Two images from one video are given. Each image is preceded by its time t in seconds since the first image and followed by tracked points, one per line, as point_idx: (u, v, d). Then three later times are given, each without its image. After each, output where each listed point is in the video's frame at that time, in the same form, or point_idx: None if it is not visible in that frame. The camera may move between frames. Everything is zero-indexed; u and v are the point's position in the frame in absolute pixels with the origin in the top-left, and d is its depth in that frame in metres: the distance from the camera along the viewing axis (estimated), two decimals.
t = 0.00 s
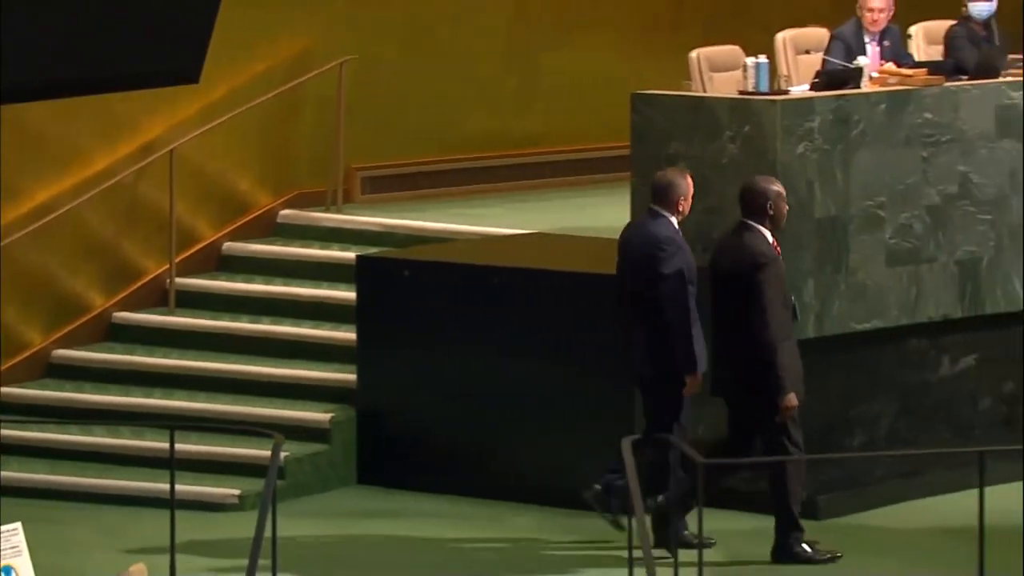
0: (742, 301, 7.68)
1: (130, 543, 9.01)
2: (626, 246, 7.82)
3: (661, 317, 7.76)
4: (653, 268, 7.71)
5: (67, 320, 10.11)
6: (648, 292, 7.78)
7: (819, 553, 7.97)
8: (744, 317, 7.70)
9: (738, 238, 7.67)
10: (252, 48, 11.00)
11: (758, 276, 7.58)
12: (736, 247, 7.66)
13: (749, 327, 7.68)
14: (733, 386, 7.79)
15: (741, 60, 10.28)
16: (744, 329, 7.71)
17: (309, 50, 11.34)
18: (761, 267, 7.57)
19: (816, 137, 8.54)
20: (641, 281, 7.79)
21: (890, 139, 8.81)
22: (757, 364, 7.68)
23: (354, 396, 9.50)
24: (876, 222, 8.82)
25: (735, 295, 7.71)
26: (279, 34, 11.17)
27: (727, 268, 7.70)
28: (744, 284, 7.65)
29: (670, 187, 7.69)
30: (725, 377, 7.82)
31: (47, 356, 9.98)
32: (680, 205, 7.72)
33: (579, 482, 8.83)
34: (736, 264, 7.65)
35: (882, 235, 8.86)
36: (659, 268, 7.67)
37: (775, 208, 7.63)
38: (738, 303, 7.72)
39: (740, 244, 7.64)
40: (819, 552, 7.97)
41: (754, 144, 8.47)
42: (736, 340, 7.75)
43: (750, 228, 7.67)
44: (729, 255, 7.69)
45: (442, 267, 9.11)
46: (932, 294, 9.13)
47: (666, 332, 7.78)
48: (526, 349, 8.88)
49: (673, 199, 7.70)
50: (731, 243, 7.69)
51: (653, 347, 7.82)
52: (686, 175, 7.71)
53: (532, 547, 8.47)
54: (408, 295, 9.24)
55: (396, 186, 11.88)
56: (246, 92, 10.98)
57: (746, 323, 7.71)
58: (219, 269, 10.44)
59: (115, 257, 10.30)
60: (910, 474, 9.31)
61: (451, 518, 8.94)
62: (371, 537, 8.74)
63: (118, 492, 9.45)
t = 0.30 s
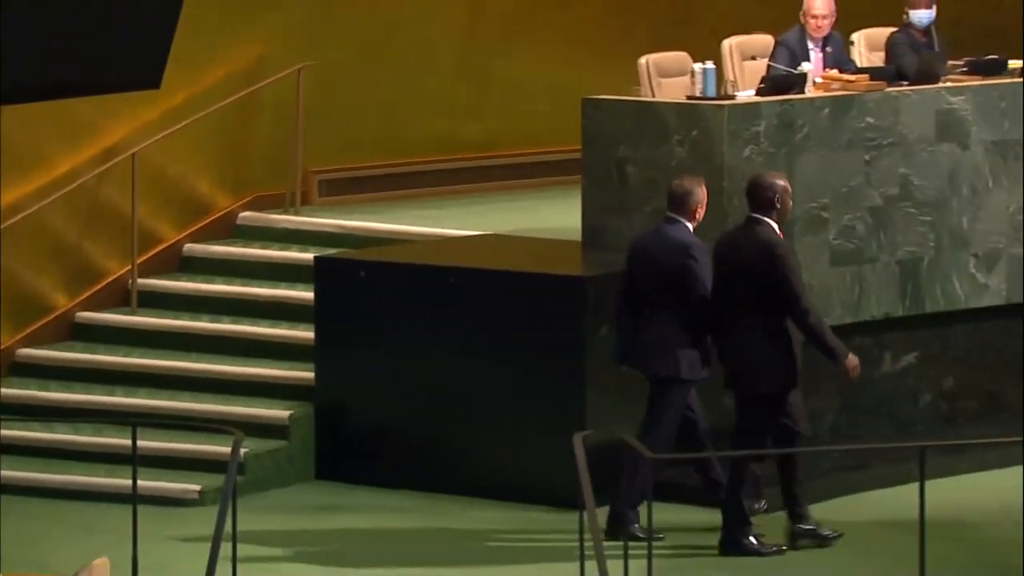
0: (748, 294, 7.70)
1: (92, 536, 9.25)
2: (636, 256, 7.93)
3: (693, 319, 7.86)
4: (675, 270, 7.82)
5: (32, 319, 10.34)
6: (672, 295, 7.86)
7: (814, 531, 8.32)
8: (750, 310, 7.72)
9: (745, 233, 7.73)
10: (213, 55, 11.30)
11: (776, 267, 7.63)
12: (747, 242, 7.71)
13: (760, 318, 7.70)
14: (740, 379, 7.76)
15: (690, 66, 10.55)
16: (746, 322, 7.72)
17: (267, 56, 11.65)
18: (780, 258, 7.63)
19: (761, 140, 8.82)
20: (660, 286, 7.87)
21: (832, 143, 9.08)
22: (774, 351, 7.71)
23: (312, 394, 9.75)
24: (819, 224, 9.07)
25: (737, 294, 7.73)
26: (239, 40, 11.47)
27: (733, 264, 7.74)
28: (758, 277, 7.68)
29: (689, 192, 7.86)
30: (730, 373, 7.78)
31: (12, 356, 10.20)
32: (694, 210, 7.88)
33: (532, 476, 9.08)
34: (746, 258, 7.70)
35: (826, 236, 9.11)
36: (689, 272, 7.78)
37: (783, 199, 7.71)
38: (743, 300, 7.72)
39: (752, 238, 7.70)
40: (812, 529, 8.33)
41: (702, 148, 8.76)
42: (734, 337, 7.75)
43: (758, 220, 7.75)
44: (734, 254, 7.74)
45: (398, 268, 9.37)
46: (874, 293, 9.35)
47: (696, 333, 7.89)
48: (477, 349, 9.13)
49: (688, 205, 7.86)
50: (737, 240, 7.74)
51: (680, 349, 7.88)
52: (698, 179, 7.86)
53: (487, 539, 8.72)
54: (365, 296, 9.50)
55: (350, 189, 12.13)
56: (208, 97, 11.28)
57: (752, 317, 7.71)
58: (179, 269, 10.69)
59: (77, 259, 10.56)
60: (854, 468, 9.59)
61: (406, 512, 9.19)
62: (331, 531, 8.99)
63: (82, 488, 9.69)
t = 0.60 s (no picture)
0: (762, 287, 8.05)
1: (57, 530, 9.49)
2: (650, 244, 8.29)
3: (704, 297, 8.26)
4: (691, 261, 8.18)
5: None
6: (685, 281, 8.24)
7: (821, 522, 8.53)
8: (761, 306, 8.06)
9: (757, 236, 8.09)
10: (174, 60, 11.57)
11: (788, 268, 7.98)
12: (760, 243, 8.07)
13: (770, 312, 8.04)
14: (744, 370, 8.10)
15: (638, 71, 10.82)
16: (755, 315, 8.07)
17: (227, 61, 11.93)
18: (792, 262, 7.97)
19: (708, 144, 9.12)
20: (675, 275, 8.24)
21: (777, 146, 9.38)
22: (778, 345, 8.03)
23: (270, 391, 9.99)
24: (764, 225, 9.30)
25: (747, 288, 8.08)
26: (199, 45, 11.75)
27: (745, 262, 8.10)
28: (771, 274, 8.03)
29: (702, 185, 8.19)
30: (740, 365, 8.11)
31: None
32: (706, 200, 8.22)
33: (485, 471, 9.32)
34: (757, 258, 8.06)
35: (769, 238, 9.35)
36: (706, 260, 8.13)
37: (784, 203, 8.05)
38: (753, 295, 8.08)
39: (765, 241, 8.05)
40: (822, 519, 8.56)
41: (651, 151, 9.07)
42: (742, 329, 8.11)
43: (763, 223, 8.10)
44: (746, 256, 8.10)
45: (354, 268, 9.59)
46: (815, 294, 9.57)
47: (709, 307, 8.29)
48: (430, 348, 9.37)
49: (702, 195, 8.20)
50: (751, 241, 8.10)
51: (696, 332, 8.28)
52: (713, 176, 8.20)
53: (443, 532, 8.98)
54: (323, 296, 9.70)
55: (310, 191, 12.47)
56: (169, 100, 11.55)
57: (763, 312, 8.05)
58: (140, 271, 10.92)
59: (40, 260, 10.80)
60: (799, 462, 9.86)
61: (363, 506, 9.43)
62: (291, 524, 9.23)
63: (46, 484, 9.92)
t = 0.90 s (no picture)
0: (771, 279, 8.37)
1: (29, 525, 9.71)
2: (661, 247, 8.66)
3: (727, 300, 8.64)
4: (704, 260, 8.58)
5: None
6: (694, 281, 8.63)
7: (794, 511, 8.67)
8: (772, 295, 8.39)
9: (757, 228, 8.41)
10: (142, 66, 11.82)
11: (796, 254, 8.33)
12: (760, 235, 8.40)
13: (782, 299, 8.38)
14: (758, 359, 8.42)
15: (596, 76, 11.07)
16: (762, 306, 8.40)
17: (193, 67, 12.19)
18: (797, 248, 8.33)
19: (664, 147, 9.38)
20: (682, 275, 8.64)
21: (731, 148, 9.64)
22: (791, 326, 8.38)
23: (235, 389, 10.21)
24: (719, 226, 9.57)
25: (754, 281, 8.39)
26: (166, 52, 12.01)
27: (746, 261, 8.41)
28: (780, 266, 8.36)
29: (725, 195, 8.63)
30: (760, 361, 8.41)
31: None
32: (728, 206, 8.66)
33: (444, 467, 9.55)
34: (758, 253, 8.38)
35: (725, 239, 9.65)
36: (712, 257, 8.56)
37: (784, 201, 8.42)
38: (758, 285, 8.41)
39: (765, 232, 8.39)
40: (790, 511, 8.69)
41: (608, 154, 9.34)
42: (749, 319, 8.43)
43: (760, 218, 8.45)
44: (748, 249, 8.40)
45: (318, 268, 9.81)
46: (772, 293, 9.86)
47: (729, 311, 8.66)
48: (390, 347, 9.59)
49: (724, 203, 8.65)
50: (751, 234, 8.41)
51: (706, 327, 8.60)
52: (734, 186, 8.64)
53: (408, 525, 9.21)
54: (288, 296, 9.92)
55: (273, 193, 12.74)
56: (137, 105, 11.81)
57: (776, 301, 8.39)
58: (110, 271, 11.14)
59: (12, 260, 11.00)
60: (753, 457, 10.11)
61: (327, 501, 9.65)
62: (260, 519, 9.45)
63: (18, 480, 10.15)
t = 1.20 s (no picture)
0: (774, 278, 8.38)
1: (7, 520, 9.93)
2: (688, 245, 8.97)
3: (728, 300, 8.63)
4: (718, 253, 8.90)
5: None
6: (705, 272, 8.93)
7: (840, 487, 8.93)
8: (780, 293, 8.39)
9: (773, 228, 8.43)
10: (120, 69, 12.08)
11: (817, 257, 8.39)
12: (779, 234, 8.41)
13: (783, 298, 8.39)
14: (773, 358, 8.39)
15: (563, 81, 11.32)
16: (775, 306, 8.39)
17: (170, 72, 12.46)
18: (819, 252, 8.38)
19: (629, 150, 9.64)
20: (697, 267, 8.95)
21: (695, 152, 9.91)
22: (790, 327, 8.38)
23: (211, 388, 10.44)
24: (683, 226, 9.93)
25: (771, 279, 8.38)
26: (143, 57, 12.27)
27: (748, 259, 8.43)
28: (785, 265, 8.37)
29: (737, 184, 8.93)
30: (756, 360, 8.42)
31: None
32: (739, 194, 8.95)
33: (413, 464, 9.77)
34: (763, 253, 8.40)
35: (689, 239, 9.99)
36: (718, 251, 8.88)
37: (793, 203, 8.52)
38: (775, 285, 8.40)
39: (786, 231, 8.41)
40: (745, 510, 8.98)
41: (574, 157, 9.58)
42: (768, 317, 8.38)
43: (769, 219, 8.51)
44: (765, 248, 8.41)
45: (292, 268, 10.03)
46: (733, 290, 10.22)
47: (731, 311, 8.72)
48: (361, 347, 9.83)
49: (736, 191, 8.94)
50: (768, 233, 8.42)
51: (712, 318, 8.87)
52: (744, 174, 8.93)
53: (379, 520, 9.43)
54: (262, 297, 10.16)
55: (249, 195, 12.99)
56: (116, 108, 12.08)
57: (778, 300, 8.39)
58: (87, 272, 11.36)
59: None
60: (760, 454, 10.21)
61: (299, 497, 9.87)
62: (235, 515, 9.67)
63: None
